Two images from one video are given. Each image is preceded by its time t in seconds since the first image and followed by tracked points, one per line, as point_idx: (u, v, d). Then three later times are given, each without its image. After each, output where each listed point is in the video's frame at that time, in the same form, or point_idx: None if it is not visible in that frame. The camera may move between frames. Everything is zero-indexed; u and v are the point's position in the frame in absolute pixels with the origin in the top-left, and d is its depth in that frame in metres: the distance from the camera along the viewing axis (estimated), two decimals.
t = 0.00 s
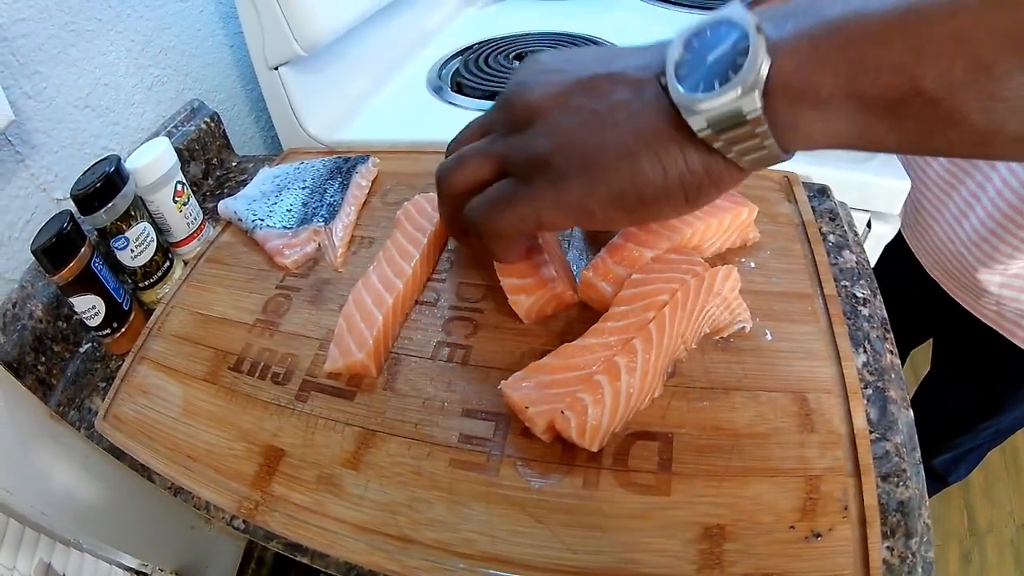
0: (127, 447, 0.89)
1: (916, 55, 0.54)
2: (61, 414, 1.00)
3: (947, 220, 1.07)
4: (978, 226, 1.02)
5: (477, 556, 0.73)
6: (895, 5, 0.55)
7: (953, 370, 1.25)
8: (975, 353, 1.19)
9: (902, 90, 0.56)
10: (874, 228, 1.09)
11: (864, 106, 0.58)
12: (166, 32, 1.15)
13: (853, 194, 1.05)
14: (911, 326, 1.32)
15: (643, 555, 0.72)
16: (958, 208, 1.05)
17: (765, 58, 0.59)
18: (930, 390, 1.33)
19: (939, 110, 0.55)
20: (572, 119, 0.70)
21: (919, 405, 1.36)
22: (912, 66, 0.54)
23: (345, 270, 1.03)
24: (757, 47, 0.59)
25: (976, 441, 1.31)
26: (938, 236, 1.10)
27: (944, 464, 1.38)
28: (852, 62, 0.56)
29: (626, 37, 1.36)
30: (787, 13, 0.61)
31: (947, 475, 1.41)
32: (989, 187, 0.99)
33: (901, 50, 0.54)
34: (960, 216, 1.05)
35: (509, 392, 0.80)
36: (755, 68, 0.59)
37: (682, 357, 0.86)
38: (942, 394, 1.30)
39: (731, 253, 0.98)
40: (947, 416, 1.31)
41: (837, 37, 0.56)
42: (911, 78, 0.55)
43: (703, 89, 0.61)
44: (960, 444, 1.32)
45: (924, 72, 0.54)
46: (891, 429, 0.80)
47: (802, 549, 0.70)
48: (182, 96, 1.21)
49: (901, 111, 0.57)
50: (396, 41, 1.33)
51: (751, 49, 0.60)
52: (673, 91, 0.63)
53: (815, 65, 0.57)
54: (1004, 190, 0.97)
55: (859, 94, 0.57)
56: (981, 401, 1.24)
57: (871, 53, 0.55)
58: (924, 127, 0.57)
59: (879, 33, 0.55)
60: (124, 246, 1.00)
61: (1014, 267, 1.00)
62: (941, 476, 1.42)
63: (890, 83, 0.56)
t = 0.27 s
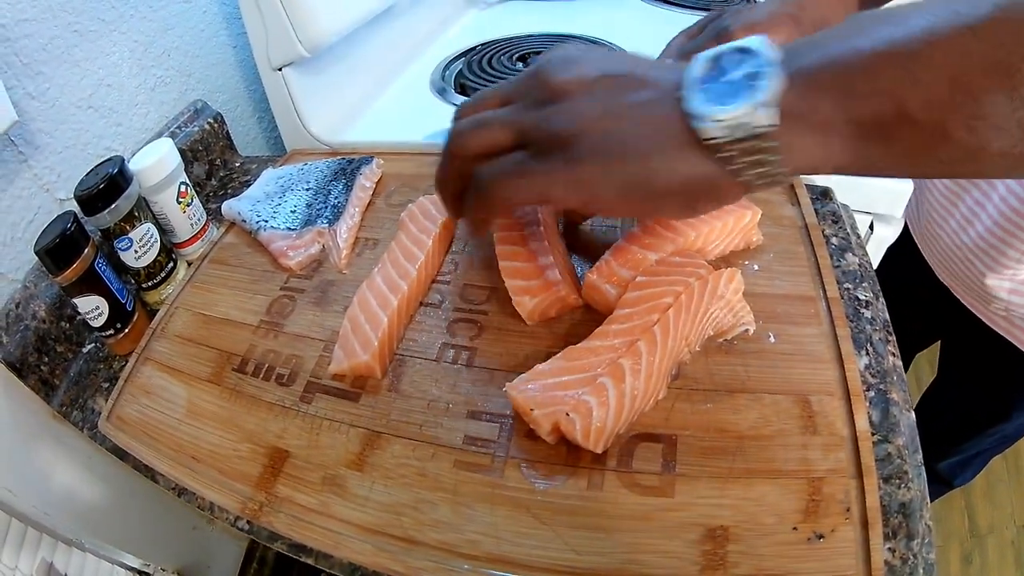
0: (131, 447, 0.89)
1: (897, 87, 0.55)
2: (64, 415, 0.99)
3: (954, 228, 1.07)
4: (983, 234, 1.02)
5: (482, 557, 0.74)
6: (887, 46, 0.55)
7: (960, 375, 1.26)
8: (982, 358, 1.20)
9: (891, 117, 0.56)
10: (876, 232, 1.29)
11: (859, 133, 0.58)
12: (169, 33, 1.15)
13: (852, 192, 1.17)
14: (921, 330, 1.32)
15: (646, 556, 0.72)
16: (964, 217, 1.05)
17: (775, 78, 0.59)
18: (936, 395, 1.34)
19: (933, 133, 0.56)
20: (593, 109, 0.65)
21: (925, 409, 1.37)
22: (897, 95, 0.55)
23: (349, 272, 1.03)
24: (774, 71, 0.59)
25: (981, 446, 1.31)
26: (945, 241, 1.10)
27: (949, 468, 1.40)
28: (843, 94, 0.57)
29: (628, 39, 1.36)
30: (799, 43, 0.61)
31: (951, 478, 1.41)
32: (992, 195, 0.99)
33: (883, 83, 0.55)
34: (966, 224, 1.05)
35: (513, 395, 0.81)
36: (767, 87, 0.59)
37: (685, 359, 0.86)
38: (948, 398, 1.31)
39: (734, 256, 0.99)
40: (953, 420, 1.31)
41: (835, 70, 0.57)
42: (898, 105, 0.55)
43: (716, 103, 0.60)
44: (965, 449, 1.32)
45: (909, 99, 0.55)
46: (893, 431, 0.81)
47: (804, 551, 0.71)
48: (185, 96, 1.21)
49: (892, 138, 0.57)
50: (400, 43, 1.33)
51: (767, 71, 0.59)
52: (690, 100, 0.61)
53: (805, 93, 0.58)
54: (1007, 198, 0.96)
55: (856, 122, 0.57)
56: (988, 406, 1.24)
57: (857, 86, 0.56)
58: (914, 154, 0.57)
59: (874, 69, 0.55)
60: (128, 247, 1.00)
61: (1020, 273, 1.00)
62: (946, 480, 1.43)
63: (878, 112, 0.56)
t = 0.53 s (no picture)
0: (131, 447, 0.89)
1: (968, 128, 0.63)
2: (65, 414, 1.01)
3: (960, 234, 1.06)
4: (989, 241, 1.01)
5: (482, 556, 0.74)
6: (962, 83, 0.63)
7: (965, 374, 1.25)
8: (985, 355, 1.18)
9: (957, 152, 0.65)
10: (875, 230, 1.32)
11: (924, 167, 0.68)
12: (169, 33, 1.15)
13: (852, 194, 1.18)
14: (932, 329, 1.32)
15: (647, 555, 0.72)
16: (970, 224, 1.04)
17: (869, 114, 0.67)
18: (945, 395, 1.32)
19: (984, 166, 0.65)
20: (708, 143, 0.77)
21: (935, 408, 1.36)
22: (963, 137, 0.64)
23: (349, 271, 1.03)
24: (866, 109, 0.67)
25: (987, 448, 1.29)
26: (952, 246, 1.09)
27: (954, 471, 1.37)
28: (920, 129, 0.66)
29: (626, 39, 1.36)
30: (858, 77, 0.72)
31: (956, 480, 1.38)
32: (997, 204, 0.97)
33: (956, 123, 0.64)
34: (971, 231, 1.04)
35: (514, 393, 0.81)
36: (856, 126, 0.68)
37: (685, 358, 0.87)
38: (955, 398, 1.29)
39: (735, 255, 0.99)
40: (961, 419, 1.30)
41: (911, 110, 0.66)
42: (962, 146, 0.64)
43: (818, 141, 0.69)
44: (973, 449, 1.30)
45: (972, 139, 0.64)
46: (894, 430, 0.81)
47: (804, 549, 0.71)
48: (185, 96, 1.21)
49: (953, 168, 0.66)
50: (399, 42, 1.34)
51: (860, 107, 0.67)
52: (795, 139, 0.71)
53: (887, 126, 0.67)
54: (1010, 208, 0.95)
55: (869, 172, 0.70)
56: (995, 406, 1.22)
57: (932, 125, 0.65)
58: (970, 182, 0.67)
59: (947, 107, 0.64)
60: (128, 247, 1.00)
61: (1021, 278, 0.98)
62: (950, 482, 1.41)
63: (945, 149, 0.65)
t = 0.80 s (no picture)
0: (130, 443, 0.89)
1: (987, 157, 0.66)
2: (63, 412, 1.00)
3: (965, 237, 1.04)
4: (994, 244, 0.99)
5: (481, 553, 0.74)
6: (979, 111, 0.66)
7: (966, 375, 1.25)
8: (986, 358, 1.18)
9: (976, 180, 0.68)
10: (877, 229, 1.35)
11: (944, 197, 0.70)
12: (168, 30, 1.15)
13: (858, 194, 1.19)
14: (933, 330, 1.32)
15: (647, 551, 0.72)
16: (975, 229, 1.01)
17: (883, 145, 0.70)
18: (946, 396, 1.33)
19: (1001, 193, 0.68)
20: (721, 174, 0.78)
21: (937, 409, 1.36)
22: (983, 166, 0.67)
23: (348, 267, 1.03)
24: (881, 140, 0.70)
25: (989, 447, 1.30)
26: (956, 248, 1.07)
27: (956, 469, 1.37)
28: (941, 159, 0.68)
29: (625, 36, 1.36)
30: (874, 104, 0.74)
31: (958, 480, 1.40)
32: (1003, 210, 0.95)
33: (975, 153, 0.66)
34: (976, 236, 1.01)
35: (513, 388, 0.80)
36: (870, 157, 0.70)
37: (685, 354, 0.86)
38: (956, 399, 1.30)
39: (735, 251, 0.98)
40: (962, 420, 1.30)
41: (931, 140, 0.68)
42: (982, 174, 0.67)
43: (834, 173, 0.71)
44: (975, 450, 1.31)
45: (990, 167, 0.66)
46: (894, 427, 0.81)
47: (805, 546, 0.70)
48: (184, 93, 1.21)
49: (968, 196, 0.69)
50: (398, 39, 1.33)
51: (874, 138, 0.70)
52: (811, 173, 0.73)
53: (907, 156, 0.69)
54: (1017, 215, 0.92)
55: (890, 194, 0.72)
56: (996, 408, 1.22)
57: (954, 155, 0.67)
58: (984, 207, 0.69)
59: (966, 136, 0.66)
60: (127, 243, 1.00)
61: None
62: (952, 481, 1.42)
63: (965, 177, 0.68)
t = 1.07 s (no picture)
0: (126, 443, 0.89)
1: (983, 158, 0.64)
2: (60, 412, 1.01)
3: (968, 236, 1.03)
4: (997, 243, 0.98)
5: (478, 552, 0.73)
6: (973, 113, 0.65)
7: (966, 373, 1.24)
8: (985, 356, 1.18)
9: (972, 183, 0.66)
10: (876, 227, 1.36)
11: (941, 201, 0.68)
12: (165, 29, 1.14)
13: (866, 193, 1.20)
14: (934, 327, 1.31)
15: (644, 550, 0.71)
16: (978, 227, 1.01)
17: (874, 153, 0.69)
18: (946, 394, 1.32)
19: (1000, 197, 0.66)
20: (710, 189, 0.79)
21: (937, 408, 1.35)
22: (979, 168, 0.65)
23: (344, 266, 1.03)
24: (870, 148, 0.69)
25: (990, 446, 1.29)
26: (959, 246, 1.07)
27: (956, 467, 1.37)
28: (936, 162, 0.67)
29: (623, 33, 1.36)
30: (867, 109, 0.73)
31: (958, 477, 1.39)
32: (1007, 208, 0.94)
33: (971, 154, 0.65)
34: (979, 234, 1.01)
35: (510, 387, 0.80)
36: (861, 166, 0.70)
37: (682, 352, 0.86)
38: (956, 397, 1.29)
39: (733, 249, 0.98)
40: (962, 418, 1.30)
41: (925, 144, 0.67)
42: (979, 176, 0.65)
43: (825, 185, 0.71)
44: (976, 448, 1.30)
45: (987, 169, 0.65)
46: (893, 424, 0.80)
47: (803, 544, 0.70)
48: (181, 92, 1.21)
49: (966, 203, 0.67)
50: (395, 37, 1.33)
51: (864, 147, 0.69)
52: (801, 183, 0.73)
53: (899, 161, 0.68)
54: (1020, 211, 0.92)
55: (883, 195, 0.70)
56: (996, 406, 1.22)
57: (948, 159, 0.66)
58: (984, 215, 0.68)
59: (961, 137, 0.65)
60: (123, 243, 0.99)
61: None
62: (952, 479, 1.42)
63: (961, 181, 0.66)
